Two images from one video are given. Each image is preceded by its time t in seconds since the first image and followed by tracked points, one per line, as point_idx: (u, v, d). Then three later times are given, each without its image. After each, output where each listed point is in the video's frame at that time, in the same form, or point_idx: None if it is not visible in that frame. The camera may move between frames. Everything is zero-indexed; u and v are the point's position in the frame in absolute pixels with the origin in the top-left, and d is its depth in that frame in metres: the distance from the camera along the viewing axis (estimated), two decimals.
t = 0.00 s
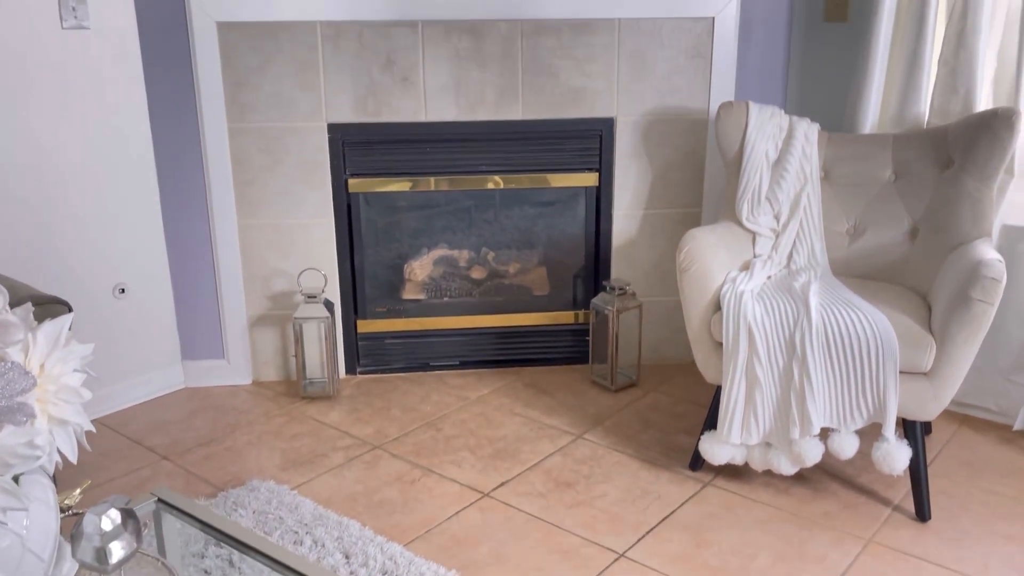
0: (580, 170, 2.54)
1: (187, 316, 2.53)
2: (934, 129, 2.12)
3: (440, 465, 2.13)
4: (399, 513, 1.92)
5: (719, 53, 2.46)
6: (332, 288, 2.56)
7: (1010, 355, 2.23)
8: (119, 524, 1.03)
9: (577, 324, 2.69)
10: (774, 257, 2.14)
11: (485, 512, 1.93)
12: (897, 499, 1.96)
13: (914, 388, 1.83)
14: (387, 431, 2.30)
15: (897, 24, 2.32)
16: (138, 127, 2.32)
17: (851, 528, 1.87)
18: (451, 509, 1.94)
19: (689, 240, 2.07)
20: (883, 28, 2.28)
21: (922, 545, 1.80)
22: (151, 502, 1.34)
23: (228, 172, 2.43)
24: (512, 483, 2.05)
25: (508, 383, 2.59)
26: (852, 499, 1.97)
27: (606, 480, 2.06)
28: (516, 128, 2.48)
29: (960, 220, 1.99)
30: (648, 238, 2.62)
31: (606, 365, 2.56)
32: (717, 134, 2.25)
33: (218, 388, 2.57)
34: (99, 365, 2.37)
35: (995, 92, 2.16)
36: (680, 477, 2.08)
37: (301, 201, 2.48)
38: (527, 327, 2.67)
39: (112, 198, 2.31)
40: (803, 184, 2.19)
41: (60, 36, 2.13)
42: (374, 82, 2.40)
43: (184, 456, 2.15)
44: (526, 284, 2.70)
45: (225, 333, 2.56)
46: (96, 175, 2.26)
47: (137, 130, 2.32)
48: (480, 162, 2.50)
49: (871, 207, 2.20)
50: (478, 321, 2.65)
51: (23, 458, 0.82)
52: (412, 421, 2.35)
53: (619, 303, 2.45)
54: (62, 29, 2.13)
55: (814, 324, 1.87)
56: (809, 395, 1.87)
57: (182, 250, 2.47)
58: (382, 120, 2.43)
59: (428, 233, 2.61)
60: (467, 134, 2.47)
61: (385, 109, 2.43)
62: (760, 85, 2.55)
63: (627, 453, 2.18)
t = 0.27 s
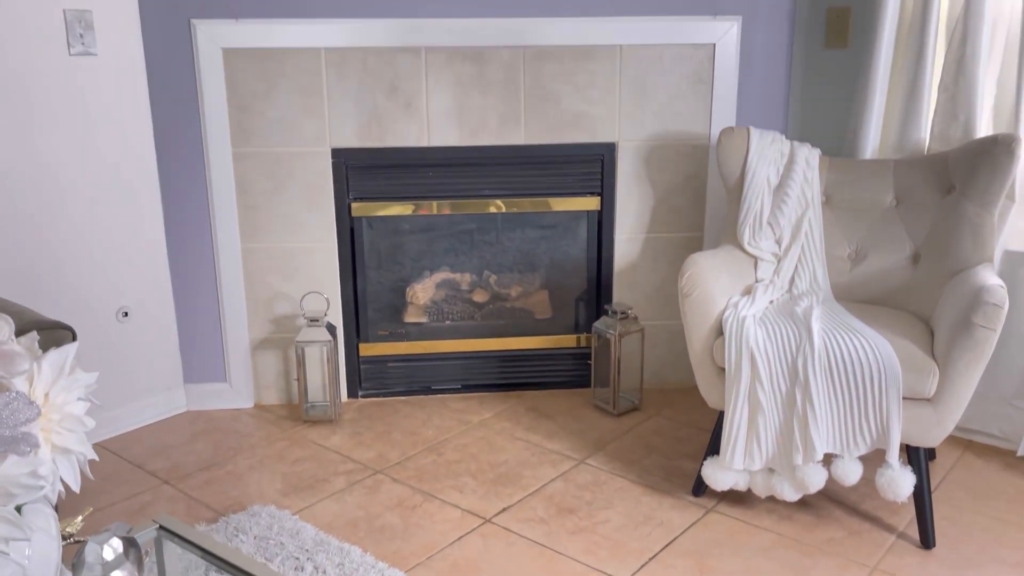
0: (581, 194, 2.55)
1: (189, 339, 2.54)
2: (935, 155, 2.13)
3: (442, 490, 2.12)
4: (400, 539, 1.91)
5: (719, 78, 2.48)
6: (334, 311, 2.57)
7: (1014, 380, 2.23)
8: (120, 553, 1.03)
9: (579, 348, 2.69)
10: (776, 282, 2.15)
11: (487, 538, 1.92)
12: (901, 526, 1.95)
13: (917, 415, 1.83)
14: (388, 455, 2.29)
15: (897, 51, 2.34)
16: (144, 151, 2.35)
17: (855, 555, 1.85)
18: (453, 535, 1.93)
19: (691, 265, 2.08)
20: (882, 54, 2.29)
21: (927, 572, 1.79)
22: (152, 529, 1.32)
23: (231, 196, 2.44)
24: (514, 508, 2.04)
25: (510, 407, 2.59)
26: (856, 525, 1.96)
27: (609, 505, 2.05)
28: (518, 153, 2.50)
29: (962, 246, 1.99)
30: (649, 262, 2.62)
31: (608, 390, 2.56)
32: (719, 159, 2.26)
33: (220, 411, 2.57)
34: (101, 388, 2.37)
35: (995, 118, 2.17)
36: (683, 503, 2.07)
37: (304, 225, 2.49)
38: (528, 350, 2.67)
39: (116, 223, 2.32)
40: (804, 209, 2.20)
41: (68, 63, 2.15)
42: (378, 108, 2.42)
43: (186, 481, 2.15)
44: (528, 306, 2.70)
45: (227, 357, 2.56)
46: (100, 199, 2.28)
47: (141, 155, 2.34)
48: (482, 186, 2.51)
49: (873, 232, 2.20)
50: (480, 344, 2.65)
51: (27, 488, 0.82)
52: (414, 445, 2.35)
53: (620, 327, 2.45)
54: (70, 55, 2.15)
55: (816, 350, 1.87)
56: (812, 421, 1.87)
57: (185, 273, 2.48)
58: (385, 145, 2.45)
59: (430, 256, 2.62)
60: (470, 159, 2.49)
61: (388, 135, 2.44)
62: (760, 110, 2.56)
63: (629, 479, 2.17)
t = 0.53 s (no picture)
0: (583, 213, 2.56)
1: (191, 358, 2.54)
2: (936, 175, 2.14)
3: (444, 510, 2.11)
4: (401, 560, 1.90)
5: (720, 99, 2.50)
6: (336, 330, 2.57)
7: (1017, 401, 2.22)
8: None
9: (580, 367, 2.68)
10: (778, 301, 2.15)
11: (489, 559, 1.91)
12: (905, 548, 1.94)
13: (920, 435, 1.82)
14: (389, 475, 2.28)
15: (897, 71, 2.35)
16: (147, 170, 2.36)
17: None
18: (454, 555, 1.92)
19: (693, 284, 2.08)
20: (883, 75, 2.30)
21: None
22: (153, 551, 1.32)
23: (234, 216, 2.45)
24: (516, 529, 2.03)
25: (511, 426, 2.58)
26: (860, 547, 1.95)
27: (611, 526, 2.04)
28: (520, 172, 2.51)
29: (963, 266, 1.99)
30: (651, 281, 2.63)
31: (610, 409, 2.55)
32: (720, 180, 2.27)
33: (221, 430, 2.57)
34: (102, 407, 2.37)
35: (995, 139, 2.18)
36: (685, 524, 2.06)
37: (306, 244, 2.50)
38: (530, 369, 2.67)
39: (118, 242, 2.33)
40: (806, 228, 2.21)
41: (73, 83, 2.17)
42: (380, 127, 2.44)
43: (186, 501, 2.14)
44: (529, 325, 2.70)
45: (229, 376, 2.56)
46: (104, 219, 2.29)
47: (145, 175, 2.35)
48: (484, 206, 2.52)
49: (874, 252, 2.20)
50: (482, 363, 2.65)
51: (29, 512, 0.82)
52: (415, 465, 2.34)
53: (622, 346, 2.45)
54: (75, 75, 2.17)
55: (819, 370, 1.87)
56: (815, 442, 1.86)
57: (187, 292, 2.49)
58: (388, 164, 2.46)
59: (432, 275, 2.62)
60: (472, 178, 2.50)
61: (391, 154, 2.46)
62: (761, 130, 2.57)
63: (632, 499, 2.16)
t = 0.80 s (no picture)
0: (583, 232, 2.56)
1: (192, 377, 2.54)
2: (935, 194, 2.15)
3: (444, 530, 2.10)
4: None
5: (720, 118, 2.51)
6: (336, 349, 2.57)
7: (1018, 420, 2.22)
8: None
9: (581, 385, 2.68)
10: (778, 320, 2.15)
11: None
12: (908, 568, 1.93)
13: (922, 455, 1.82)
14: (390, 494, 2.27)
15: (896, 91, 2.37)
16: (149, 190, 2.37)
17: None
18: None
19: (693, 303, 2.08)
20: (882, 94, 2.32)
21: None
22: (152, 572, 1.31)
23: (235, 234, 2.46)
24: (517, 549, 2.02)
25: (512, 445, 2.58)
26: (862, 567, 1.94)
27: (612, 546, 2.03)
28: (520, 191, 2.52)
29: (963, 284, 1.99)
30: (651, 299, 2.63)
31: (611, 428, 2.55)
32: (720, 199, 2.27)
33: (221, 449, 2.56)
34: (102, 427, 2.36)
35: (993, 158, 2.19)
36: (687, 544, 2.05)
37: (308, 263, 2.50)
38: (531, 388, 2.67)
39: (120, 261, 2.33)
40: (806, 247, 2.21)
41: (76, 102, 2.18)
42: (382, 147, 2.45)
43: (185, 520, 2.13)
44: (529, 343, 2.69)
45: (229, 395, 2.55)
46: (106, 238, 2.29)
47: (147, 194, 2.36)
48: (485, 224, 2.53)
49: (875, 271, 2.21)
50: (483, 382, 2.65)
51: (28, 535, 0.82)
52: (415, 484, 2.33)
53: (623, 365, 2.45)
54: (78, 95, 2.18)
55: (819, 389, 1.86)
56: (817, 461, 1.86)
57: (188, 311, 2.49)
58: (389, 183, 2.47)
59: (433, 293, 2.62)
60: (472, 197, 2.51)
61: (392, 173, 2.47)
62: (761, 149, 2.58)
63: (633, 519, 2.16)
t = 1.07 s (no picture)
0: (582, 253, 2.57)
1: (190, 401, 2.53)
2: (933, 217, 2.15)
3: (443, 555, 2.09)
4: None
5: (718, 140, 2.52)
6: (335, 371, 2.56)
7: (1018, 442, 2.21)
8: None
9: (581, 407, 2.67)
10: (778, 341, 2.14)
11: None
12: None
13: (922, 478, 1.81)
14: (388, 518, 2.26)
15: (892, 114, 2.38)
16: (149, 213, 2.38)
17: None
18: None
19: (693, 326, 2.08)
20: (879, 117, 2.33)
21: None
22: None
23: (235, 258, 2.46)
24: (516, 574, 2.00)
25: (511, 468, 2.57)
26: None
27: (612, 571, 2.02)
28: (519, 213, 2.52)
29: (962, 307, 1.99)
30: (650, 321, 2.63)
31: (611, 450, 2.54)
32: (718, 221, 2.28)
33: (219, 473, 2.55)
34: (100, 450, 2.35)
35: (990, 181, 2.20)
36: (687, 568, 2.03)
37: (307, 285, 2.50)
38: (530, 410, 2.66)
39: (119, 284, 2.33)
40: (805, 269, 2.21)
41: (76, 127, 2.19)
42: (381, 169, 2.46)
43: (182, 545, 2.12)
44: (529, 365, 2.69)
45: (227, 418, 2.55)
46: (105, 260, 2.29)
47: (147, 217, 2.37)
48: (483, 246, 2.53)
49: (873, 293, 2.21)
50: (482, 404, 2.64)
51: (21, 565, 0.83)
52: (414, 508, 2.32)
53: (623, 387, 2.44)
54: (79, 119, 2.19)
55: (819, 413, 1.86)
56: (817, 484, 1.85)
57: (187, 334, 2.49)
58: (389, 206, 2.48)
59: (431, 315, 2.62)
60: (471, 219, 2.51)
61: (391, 196, 2.47)
62: (760, 171, 2.59)
63: (633, 542, 2.14)
